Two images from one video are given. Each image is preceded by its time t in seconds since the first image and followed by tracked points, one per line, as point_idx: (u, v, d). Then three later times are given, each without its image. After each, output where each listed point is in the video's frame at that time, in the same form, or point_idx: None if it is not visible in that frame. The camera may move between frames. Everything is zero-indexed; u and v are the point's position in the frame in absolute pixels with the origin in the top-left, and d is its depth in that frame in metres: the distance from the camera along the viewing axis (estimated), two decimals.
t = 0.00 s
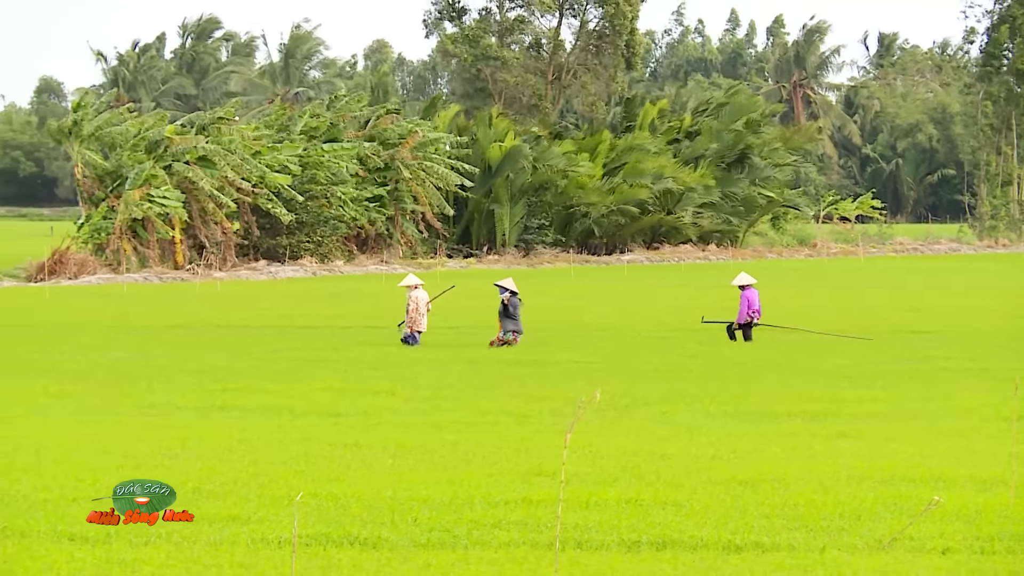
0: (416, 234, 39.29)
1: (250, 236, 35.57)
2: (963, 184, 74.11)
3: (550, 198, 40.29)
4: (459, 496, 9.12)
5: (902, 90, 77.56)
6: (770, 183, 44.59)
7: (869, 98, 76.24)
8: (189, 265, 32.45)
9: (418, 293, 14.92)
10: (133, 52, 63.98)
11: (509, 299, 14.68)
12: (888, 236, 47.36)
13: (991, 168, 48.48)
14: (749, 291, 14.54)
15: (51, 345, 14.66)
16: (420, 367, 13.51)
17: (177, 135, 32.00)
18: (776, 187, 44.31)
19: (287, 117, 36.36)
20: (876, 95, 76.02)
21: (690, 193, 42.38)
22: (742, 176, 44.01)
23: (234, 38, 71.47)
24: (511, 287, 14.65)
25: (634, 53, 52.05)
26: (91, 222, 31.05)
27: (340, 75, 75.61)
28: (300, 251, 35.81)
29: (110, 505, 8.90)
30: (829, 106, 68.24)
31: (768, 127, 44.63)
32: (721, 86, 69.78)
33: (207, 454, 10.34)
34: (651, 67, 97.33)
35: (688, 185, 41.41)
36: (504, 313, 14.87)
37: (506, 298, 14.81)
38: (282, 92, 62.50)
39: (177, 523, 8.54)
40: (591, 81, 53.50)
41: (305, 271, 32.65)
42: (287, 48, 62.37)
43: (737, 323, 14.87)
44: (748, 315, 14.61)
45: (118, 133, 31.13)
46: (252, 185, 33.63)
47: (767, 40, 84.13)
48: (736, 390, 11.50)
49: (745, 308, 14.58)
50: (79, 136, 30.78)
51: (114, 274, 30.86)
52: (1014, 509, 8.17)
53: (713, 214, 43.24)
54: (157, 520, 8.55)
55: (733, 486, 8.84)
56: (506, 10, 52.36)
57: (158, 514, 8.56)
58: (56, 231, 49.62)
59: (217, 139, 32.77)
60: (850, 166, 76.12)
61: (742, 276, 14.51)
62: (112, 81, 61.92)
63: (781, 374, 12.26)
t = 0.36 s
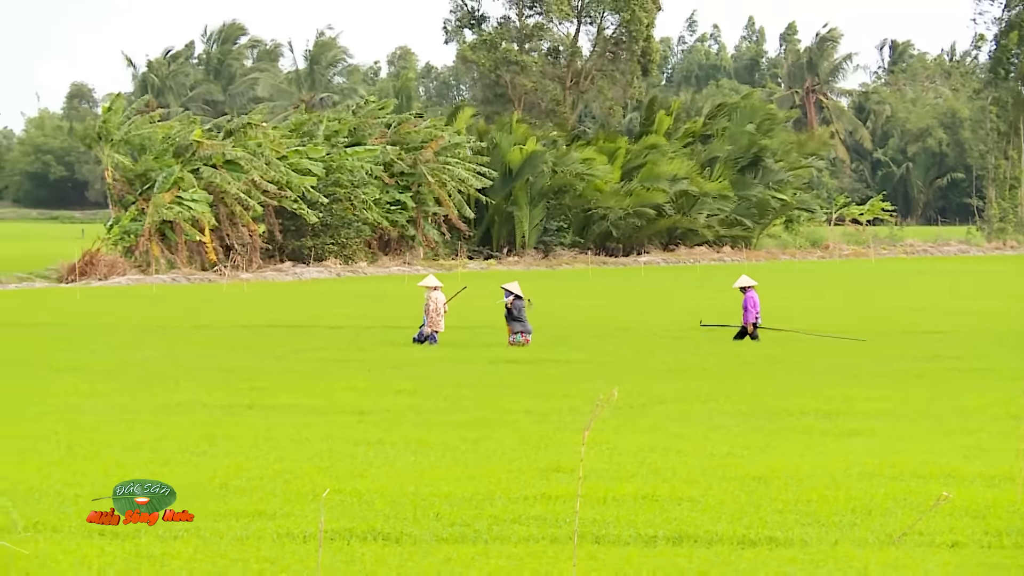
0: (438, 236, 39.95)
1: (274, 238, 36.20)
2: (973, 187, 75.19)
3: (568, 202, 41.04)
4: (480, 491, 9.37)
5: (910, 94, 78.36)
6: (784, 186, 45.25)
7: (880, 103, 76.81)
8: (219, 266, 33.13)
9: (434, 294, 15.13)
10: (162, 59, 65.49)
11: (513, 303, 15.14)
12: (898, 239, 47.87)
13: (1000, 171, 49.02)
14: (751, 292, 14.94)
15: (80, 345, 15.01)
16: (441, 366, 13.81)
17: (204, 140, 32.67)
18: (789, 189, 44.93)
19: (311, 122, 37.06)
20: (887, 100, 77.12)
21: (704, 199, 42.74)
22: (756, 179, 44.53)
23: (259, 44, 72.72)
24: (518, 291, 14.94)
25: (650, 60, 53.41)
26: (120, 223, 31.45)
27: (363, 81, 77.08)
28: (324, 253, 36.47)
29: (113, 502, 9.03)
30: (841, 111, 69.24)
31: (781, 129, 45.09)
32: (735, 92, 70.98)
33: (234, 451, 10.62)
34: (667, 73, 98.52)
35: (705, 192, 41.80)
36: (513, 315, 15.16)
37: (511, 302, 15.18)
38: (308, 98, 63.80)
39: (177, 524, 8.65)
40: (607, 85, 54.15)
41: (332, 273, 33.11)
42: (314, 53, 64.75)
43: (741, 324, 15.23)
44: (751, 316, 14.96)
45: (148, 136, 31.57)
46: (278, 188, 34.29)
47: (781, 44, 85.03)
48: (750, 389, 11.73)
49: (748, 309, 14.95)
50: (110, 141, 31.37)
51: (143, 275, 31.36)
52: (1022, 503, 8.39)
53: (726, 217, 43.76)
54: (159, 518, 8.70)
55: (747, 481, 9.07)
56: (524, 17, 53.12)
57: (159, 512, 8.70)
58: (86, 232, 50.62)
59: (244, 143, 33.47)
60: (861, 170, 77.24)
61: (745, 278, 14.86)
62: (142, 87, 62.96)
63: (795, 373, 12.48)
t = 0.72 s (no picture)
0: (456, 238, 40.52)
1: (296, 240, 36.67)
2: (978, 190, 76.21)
3: (583, 204, 41.74)
4: (497, 487, 9.62)
5: (917, 100, 79.73)
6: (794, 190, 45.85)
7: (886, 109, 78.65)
8: (244, 267, 33.52)
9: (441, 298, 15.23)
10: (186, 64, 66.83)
11: (518, 302, 15.38)
12: (905, 239, 49.70)
13: (1004, 175, 49.41)
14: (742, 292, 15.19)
15: (104, 344, 15.34)
16: (458, 364, 14.12)
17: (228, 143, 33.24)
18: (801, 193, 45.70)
19: (332, 127, 37.67)
20: (893, 106, 78.49)
21: (715, 201, 43.81)
22: (765, 182, 45.32)
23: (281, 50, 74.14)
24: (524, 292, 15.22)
25: (662, 67, 55.02)
26: (145, 226, 31.90)
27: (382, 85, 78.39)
28: (345, 254, 37.02)
29: (112, 507, 9.21)
30: (848, 115, 70.29)
31: (790, 135, 46.00)
32: (745, 96, 72.28)
33: (258, 447, 10.91)
34: (678, 79, 99.72)
35: (715, 192, 43.23)
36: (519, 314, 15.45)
37: (517, 302, 15.43)
38: (329, 103, 65.07)
39: (178, 524, 8.83)
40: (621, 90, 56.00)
41: (354, 274, 33.52)
42: (334, 61, 65.44)
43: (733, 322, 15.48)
44: (741, 316, 15.27)
45: (174, 142, 32.26)
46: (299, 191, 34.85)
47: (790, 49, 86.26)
48: (761, 387, 11.97)
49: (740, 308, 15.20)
50: (136, 144, 32.09)
51: (169, 275, 31.70)
52: None
53: (737, 216, 44.50)
54: (161, 521, 8.89)
55: (757, 477, 9.32)
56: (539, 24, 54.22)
57: (161, 516, 8.87)
58: (110, 233, 51.34)
59: (267, 147, 34.12)
60: (869, 173, 77.92)
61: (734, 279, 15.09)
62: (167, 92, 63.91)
63: (807, 371, 12.73)
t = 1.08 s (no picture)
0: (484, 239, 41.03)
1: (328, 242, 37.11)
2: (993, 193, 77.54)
3: (608, 207, 42.22)
4: (524, 482, 9.91)
5: (934, 104, 81.30)
6: (813, 192, 46.97)
7: (903, 113, 80.23)
8: (277, 267, 33.97)
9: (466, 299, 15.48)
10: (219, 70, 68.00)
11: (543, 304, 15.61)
12: (921, 241, 50.96)
13: (1018, 178, 50.30)
14: (757, 291, 15.40)
15: (140, 343, 15.73)
16: (486, 362, 14.45)
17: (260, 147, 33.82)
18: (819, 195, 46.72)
19: (363, 132, 38.23)
20: (910, 110, 79.98)
21: (736, 203, 44.53)
22: (785, 185, 46.28)
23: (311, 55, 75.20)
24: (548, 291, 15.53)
25: (684, 72, 56.34)
26: (181, 228, 32.49)
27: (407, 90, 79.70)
28: (376, 255, 37.33)
29: (111, 503, 9.22)
30: (866, 120, 71.86)
31: (810, 141, 46.88)
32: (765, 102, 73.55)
33: (291, 443, 11.24)
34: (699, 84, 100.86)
35: (736, 195, 43.79)
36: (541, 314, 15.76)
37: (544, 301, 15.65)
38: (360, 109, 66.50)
39: (178, 523, 8.91)
40: (644, 97, 57.27)
41: (383, 275, 33.91)
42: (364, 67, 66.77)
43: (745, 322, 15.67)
44: (757, 314, 15.46)
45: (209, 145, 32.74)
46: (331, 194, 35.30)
47: (810, 53, 87.48)
48: (783, 385, 12.23)
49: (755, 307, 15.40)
50: (171, 149, 32.64)
51: (204, 275, 32.17)
52: None
53: (758, 219, 45.35)
54: (156, 520, 8.93)
55: (778, 473, 9.57)
56: (564, 32, 55.04)
57: (158, 514, 8.94)
58: (145, 234, 52.23)
59: (300, 151, 34.76)
60: (887, 177, 79.94)
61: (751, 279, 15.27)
62: (202, 97, 64.47)
63: (829, 370, 12.97)
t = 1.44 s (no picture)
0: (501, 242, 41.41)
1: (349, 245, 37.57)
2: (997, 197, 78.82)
3: (621, 210, 42.93)
4: (539, 478, 10.17)
5: (941, 109, 83.18)
6: (823, 196, 47.67)
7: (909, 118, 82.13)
8: (299, 270, 34.37)
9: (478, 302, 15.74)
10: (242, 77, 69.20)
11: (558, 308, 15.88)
12: (927, 245, 51.75)
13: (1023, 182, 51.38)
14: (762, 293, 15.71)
15: (163, 343, 16.04)
16: (502, 361, 14.78)
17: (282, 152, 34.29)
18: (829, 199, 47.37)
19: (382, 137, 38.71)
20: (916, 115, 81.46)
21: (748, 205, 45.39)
22: (795, 190, 47.17)
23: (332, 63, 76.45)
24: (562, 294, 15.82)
25: (696, 79, 57.63)
26: (205, 231, 33.13)
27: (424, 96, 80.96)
28: (395, 258, 37.72)
29: (109, 504, 9.28)
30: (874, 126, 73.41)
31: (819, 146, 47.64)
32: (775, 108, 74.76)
33: (312, 441, 11.52)
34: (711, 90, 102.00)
35: (746, 198, 44.58)
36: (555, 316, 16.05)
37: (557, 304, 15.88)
38: (380, 114, 67.81)
39: (177, 524, 8.91)
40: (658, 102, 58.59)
41: (402, 276, 34.38)
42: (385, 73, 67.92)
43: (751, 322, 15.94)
44: (762, 314, 15.66)
45: (230, 149, 33.55)
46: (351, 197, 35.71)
47: (818, 60, 88.59)
48: (793, 384, 12.50)
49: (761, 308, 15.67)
50: (196, 153, 33.22)
51: (227, 276, 32.66)
52: None
53: (769, 223, 46.17)
54: (158, 519, 8.90)
55: (787, 469, 9.81)
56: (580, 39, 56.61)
57: (159, 514, 8.89)
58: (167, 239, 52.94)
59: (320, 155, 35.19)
60: (894, 180, 81.82)
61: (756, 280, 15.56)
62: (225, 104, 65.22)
63: (837, 370, 13.25)
